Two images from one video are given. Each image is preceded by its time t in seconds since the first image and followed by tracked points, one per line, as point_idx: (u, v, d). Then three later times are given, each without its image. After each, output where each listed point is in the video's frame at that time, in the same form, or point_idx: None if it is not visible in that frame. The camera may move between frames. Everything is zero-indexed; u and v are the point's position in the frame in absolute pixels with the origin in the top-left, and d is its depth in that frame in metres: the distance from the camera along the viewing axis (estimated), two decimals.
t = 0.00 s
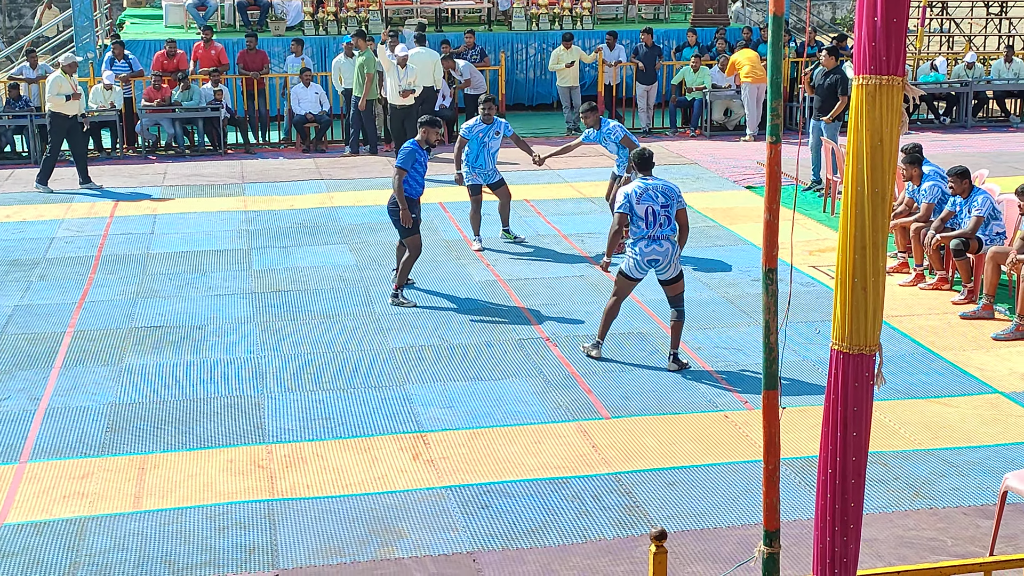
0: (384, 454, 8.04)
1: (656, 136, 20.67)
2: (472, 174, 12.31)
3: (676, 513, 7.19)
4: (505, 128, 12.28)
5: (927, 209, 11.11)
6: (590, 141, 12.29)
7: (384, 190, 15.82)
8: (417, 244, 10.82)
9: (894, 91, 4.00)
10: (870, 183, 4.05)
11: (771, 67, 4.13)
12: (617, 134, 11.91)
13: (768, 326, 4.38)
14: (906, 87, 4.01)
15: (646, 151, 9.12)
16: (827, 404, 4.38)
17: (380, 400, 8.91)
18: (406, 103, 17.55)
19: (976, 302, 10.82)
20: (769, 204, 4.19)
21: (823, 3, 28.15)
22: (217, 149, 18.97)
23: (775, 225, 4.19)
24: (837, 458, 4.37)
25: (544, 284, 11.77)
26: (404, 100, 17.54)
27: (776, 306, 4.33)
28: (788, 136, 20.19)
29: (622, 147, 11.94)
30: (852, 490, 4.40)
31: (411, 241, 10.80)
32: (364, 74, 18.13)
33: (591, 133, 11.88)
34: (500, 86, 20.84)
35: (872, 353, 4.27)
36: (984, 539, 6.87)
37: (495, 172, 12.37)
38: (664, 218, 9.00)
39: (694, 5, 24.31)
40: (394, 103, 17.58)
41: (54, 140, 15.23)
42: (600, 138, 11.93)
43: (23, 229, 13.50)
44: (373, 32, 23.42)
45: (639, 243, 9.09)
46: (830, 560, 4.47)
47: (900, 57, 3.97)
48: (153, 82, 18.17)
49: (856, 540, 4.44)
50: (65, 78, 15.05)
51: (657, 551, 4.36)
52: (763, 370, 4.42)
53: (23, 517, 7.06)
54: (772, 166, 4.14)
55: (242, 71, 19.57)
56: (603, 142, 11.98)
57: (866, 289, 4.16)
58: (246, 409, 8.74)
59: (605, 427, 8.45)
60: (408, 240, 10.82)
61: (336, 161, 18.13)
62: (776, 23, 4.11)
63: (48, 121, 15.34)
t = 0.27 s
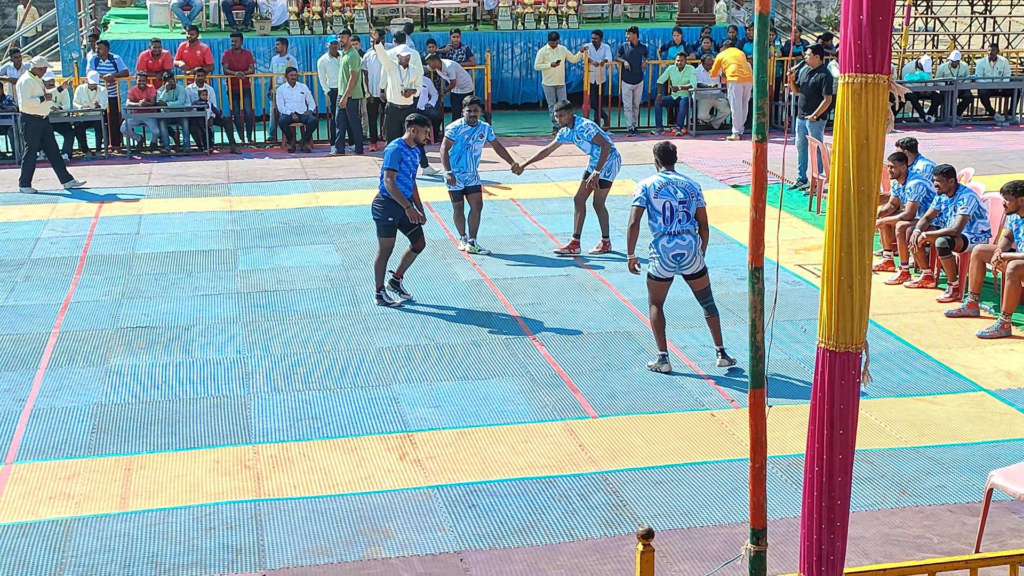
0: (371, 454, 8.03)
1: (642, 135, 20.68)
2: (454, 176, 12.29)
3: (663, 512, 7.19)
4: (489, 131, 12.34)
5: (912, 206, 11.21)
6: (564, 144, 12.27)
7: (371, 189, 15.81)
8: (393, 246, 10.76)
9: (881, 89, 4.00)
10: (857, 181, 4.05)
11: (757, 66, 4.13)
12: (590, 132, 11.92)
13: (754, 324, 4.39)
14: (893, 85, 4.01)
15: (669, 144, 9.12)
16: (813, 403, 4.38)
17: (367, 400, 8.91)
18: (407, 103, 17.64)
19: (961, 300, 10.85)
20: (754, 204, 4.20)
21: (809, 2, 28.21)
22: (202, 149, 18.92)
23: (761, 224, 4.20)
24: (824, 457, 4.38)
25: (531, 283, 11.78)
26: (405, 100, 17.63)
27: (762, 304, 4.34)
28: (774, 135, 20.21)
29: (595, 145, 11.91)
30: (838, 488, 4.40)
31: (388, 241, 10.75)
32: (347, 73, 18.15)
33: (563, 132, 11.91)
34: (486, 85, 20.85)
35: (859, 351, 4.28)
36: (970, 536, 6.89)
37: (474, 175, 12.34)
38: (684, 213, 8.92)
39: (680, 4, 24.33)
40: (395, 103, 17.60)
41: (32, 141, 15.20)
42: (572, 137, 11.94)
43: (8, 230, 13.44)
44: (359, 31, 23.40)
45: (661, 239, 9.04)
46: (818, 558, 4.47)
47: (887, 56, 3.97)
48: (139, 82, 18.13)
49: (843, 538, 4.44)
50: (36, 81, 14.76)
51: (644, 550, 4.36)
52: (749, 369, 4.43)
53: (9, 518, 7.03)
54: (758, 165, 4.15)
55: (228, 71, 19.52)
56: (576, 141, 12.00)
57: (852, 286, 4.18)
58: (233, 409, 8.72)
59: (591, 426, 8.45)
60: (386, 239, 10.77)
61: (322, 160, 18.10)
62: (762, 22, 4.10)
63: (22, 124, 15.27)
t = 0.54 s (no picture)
0: (356, 455, 8.02)
1: (627, 135, 20.68)
2: (436, 180, 12.33)
3: (648, 512, 7.20)
4: (472, 135, 12.23)
5: (896, 205, 11.23)
6: (539, 150, 12.17)
7: (356, 189, 15.79)
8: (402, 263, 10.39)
9: (863, 89, 4.00)
10: (839, 181, 4.05)
11: (740, 66, 4.12)
12: (563, 138, 11.77)
13: (738, 324, 4.39)
14: (874, 85, 4.02)
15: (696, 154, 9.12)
16: (796, 403, 4.38)
17: (352, 400, 8.89)
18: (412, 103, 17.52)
19: (944, 299, 10.88)
20: (739, 203, 4.20)
21: (792, 1, 28.20)
22: (186, 150, 18.87)
23: (744, 224, 4.21)
24: (807, 456, 4.38)
25: (517, 283, 11.78)
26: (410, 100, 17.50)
27: (746, 304, 4.34)
28: (758, 135, 20.24)
29: (569, 151, 11.80)
30: (822, 487, 4.40)
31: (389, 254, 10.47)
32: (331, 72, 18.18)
33: (536, 139, 11.75)
34: (470, 85, 20.82)
35: (841, 351, 4.27)
36: (953, 534, 6.92)
37: (457, 180, 12.33)
38: (724, 225, 8.91)
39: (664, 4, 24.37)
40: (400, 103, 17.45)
41: (9, 141, 15.18)
42: (545, 143, 11.78)
43: None
44: (343, 31, 23.38)
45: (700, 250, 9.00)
46: (802, 558, 4.47)
47: (868, 56, 3.97)
48: (121, 83, 18.08)
49: (827, 538, 4.45)
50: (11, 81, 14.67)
51: (628, 551, 4.35)
52: (732, 368, 4.42)
53: None
54: (742, 165, 4.16)
55: (211, 71, 19.45)
56: (550, 147, 11.84)
57: (835, 287, 4.19)
58: (217, 410, 8.70)
59: (576, 426, 8.45)
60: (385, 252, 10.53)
61: (306, 161, 18.06)
62: (744, 22, 4.10)
63: None
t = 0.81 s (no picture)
0: (343, 455, 8.00)
1: (613, 134, 20.70)
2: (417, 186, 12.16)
3: (636, 511, 7.20)
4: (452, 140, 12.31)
5: (882, 204, 11.31)
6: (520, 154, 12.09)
7: (342, 189, 15.77)
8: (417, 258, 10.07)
9: (847, 88, 4.02)
10: (824, 180, 4.05)
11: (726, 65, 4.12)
12: (543, 145, 11.73)
13: (724, 323, 4.39)
14: (859, 85, 4.03)
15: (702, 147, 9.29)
16: (782, 402, 4.39)
17: (339, 400, 8.88)
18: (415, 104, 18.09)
19: (930, 297, 10.93)
20: (725, 202, 4.21)
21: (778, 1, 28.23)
22: (171, 150, 18.81)
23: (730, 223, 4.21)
24: (793, 455, 4.38)
25: (503, 282, 11.77)
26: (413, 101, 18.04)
27: (732, 302, 4.34)
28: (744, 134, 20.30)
29: (548, 158, 11.72)
30: (808, 485, 4.41)
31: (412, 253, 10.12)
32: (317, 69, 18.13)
33: (515, 143, 11.68)
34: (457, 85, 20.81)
35: (827, 351, 4.27)
36: (939, 532, 6.95)
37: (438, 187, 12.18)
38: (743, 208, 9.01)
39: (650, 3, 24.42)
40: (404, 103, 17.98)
41: None
42: (526, 148, 11.73)
43: None
44: (330, 30, 23.36)
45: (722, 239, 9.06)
46: (788, 556, 4.48)
47: (852, 55, 3.99)
48: (106, 82, 18.01)
49: (813, 536, 4.46)
50: None
51: (617, 549, 4.35)
52: (718, 367, 4.42)
53: None
54: (728, 164, 4.16)
55: (196, 71, 19.37)
56: (529, 153, 11.80)
57: (820, 285, 4.18)
58: (203, 411, 8.67)
59: (564, 425, 8.46)
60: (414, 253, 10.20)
61: (293, 161, 18.03)
62: (730, 21, 4.10)
63: None
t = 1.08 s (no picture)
0: (327, 458, 7.99)
1: (597, 136, 20.72)
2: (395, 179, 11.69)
3: (620, 512, 7.20)
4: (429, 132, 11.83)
5: (864, 206, 11.35)
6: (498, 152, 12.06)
7: (326, 191, 15.74)
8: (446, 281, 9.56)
9: (831, 89, 4.02)
10: (809, 182, 4.06)
11: (710, 67, 4.11)
12: (523, 142, 11.71)
13: (709, 324, 4.39)
14: (842, 86, 4.03)
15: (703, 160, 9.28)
16: (767, 403, 4.38)
17: (324, 403, 8.87)
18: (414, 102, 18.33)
19: (913, 298, 10.95)
20: (708, 204, 4.20)
21: (761, 3, 28.13)
22: (154, 152, 18.78)
23: (714, 225, 4.20)
24: (778, 456, 4.38)
25: (488, 285, 11.77)
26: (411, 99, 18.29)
27: (717, 304, 4.34)
28: (727, 136, 20.34)
29: (529, 156, 11.72)
30: (792, 486, 4.41)
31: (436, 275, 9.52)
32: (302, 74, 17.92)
33: (496, 141, 11.61)
34: (440, 87, 20.81)
35: (811, 351, 4.27)
36: (923, 532, 6.97)
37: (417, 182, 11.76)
38: (756, 223, 9.09)
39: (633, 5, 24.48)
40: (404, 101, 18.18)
41: None
42: (506, 147, 11.71)
43: None
44: (312, 33, 23.33)
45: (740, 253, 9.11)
46: (773, 557, 4.48)
47: (836, 56, 3.99)
48: (89, 85, 17.95)
49: (797, 537, 4.46)
50: None
51: (601, 551, 4.34)
52: (703, 368, 4.42)
53: None
54: (712, 166, 4.15)
55: (180, 73, 19.33)
56: (509, 151, 11.77)
57: (804, 286, 4.19)
58: (186, 414, 8.64)
59: (548, 427, 8.45)
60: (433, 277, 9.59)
61: (276, 163, 18.00)
62: (714, 23, 4.09)
63: None
